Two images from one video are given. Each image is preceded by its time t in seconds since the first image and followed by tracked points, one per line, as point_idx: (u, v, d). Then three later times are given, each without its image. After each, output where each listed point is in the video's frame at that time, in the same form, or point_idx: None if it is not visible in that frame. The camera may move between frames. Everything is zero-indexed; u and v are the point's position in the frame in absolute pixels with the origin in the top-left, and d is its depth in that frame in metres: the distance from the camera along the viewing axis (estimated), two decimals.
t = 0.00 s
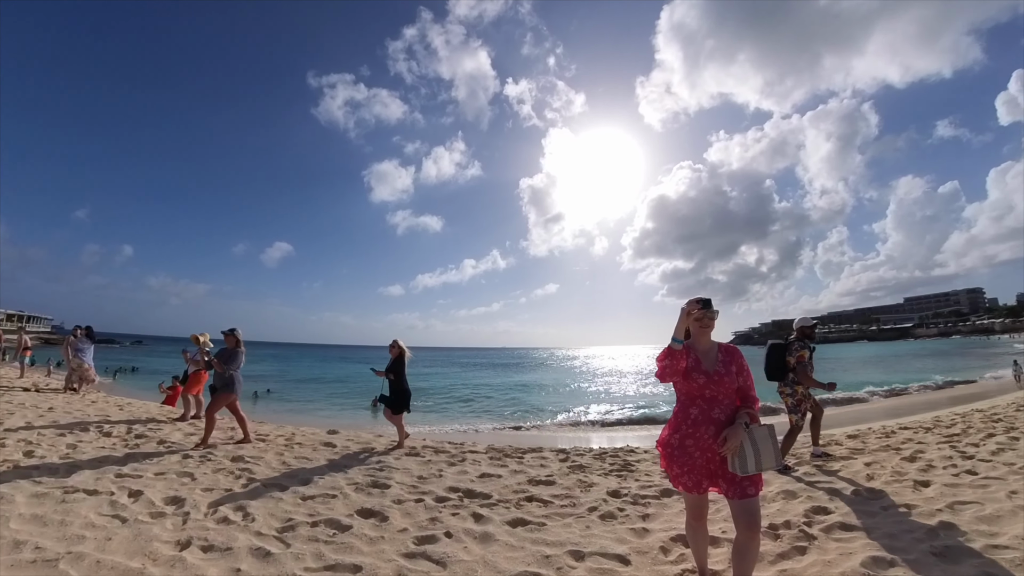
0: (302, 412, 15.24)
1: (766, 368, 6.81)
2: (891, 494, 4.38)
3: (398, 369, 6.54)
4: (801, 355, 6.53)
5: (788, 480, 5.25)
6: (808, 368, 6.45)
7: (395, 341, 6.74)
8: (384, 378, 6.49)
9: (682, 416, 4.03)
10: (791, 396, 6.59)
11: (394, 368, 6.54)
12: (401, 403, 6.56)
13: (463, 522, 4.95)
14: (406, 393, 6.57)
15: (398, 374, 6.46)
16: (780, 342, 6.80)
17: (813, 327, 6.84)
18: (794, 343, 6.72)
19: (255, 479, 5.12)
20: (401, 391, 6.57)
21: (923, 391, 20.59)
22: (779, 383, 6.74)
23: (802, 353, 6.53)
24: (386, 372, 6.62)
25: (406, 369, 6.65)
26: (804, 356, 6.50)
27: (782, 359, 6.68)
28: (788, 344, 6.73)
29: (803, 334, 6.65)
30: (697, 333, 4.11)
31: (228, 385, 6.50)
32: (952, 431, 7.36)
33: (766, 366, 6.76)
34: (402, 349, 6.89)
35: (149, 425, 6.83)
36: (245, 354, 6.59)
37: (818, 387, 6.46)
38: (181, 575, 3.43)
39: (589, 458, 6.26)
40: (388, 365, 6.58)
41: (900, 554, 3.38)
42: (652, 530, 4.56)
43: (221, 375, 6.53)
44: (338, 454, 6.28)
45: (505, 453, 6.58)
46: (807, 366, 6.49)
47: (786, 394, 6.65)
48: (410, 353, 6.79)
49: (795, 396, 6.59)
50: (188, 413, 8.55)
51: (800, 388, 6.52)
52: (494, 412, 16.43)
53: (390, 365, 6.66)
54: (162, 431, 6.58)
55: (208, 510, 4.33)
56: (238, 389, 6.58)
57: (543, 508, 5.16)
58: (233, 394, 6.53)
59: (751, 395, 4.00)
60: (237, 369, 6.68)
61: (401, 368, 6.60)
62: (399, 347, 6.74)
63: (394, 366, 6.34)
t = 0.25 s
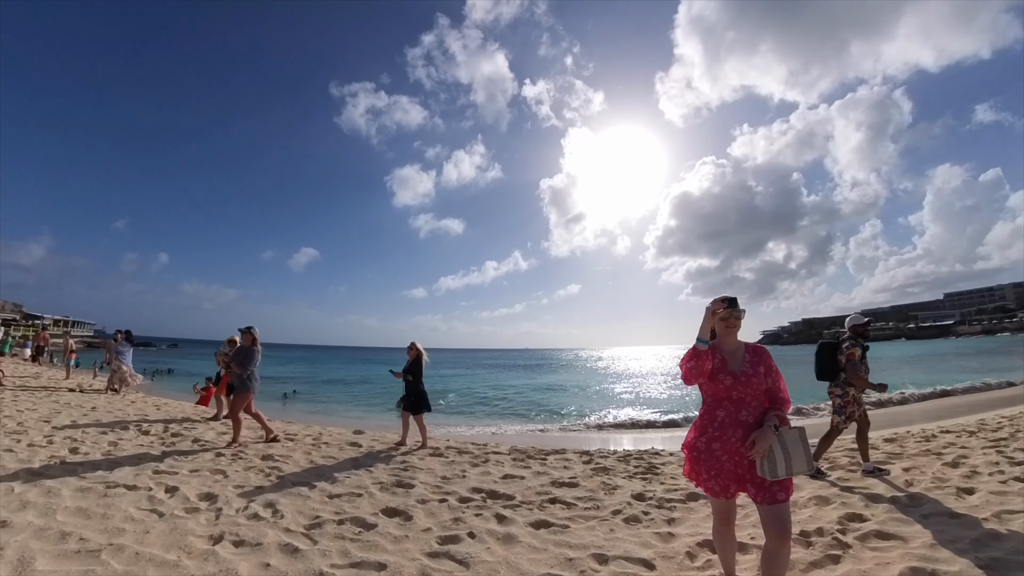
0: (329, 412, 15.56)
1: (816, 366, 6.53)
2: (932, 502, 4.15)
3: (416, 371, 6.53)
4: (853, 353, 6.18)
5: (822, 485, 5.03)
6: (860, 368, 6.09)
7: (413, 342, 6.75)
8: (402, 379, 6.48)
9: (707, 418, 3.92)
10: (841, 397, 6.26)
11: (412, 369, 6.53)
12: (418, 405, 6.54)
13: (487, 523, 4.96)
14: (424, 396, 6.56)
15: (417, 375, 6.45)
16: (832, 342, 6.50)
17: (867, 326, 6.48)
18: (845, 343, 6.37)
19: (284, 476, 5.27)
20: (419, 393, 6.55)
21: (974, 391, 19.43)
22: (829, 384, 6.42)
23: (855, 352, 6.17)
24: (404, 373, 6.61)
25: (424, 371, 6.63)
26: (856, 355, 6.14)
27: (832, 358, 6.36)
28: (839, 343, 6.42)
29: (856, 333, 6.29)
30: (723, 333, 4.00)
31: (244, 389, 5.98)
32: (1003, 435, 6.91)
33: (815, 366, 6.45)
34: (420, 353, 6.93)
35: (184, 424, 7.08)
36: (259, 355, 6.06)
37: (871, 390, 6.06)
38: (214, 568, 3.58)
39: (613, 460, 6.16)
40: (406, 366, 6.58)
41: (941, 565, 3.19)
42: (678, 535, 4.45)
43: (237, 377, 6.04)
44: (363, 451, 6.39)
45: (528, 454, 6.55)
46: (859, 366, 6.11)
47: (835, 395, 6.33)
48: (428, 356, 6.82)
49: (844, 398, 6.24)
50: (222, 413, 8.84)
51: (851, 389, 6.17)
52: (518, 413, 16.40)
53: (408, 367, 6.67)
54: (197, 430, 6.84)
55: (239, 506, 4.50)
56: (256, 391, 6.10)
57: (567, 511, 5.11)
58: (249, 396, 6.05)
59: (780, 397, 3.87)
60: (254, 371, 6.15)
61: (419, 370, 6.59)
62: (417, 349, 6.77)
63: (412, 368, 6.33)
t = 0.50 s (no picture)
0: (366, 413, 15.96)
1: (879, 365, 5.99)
2: (997, 513, 3.81)
3: (440, 372, 6.48)
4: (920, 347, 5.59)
5: (871, 493, 4.72)
6: (930, 363, 5.55)
7: (438, 344, 6.73)
8: (426, 380, 6.46)
9: (744, 421, 3.74)
10: (912, 396, 5.71)
11: (436, 370, 6.50)
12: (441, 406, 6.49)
13: (518, 525, 4.96)
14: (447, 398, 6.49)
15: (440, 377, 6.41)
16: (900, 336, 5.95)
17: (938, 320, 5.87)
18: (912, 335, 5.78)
19: (322, 474, 5.47)
20: (442, 394, 6.52)
21: None
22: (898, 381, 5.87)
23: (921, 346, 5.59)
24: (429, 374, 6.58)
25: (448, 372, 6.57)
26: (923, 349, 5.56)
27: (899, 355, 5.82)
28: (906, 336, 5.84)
29: (924, 325, 5.73)
30: (760, 332, 3.83)
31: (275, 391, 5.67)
32: None
33: (879, 363, 5.98)
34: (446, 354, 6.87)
35: (230, 422, 7.43)
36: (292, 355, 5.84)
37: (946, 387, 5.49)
38: (254, 561, 3.77)
39: (646, 463, 6.01)
40: (431, 367, 6.56)
41: None
42: (714, 542, 4.29)
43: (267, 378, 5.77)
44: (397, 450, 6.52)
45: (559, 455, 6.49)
46: (927, 361, 5.54)
47: (906, 396, 5.77)
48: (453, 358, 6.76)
49: (917, 398, 5.69)
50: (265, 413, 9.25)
51: (923, 387, 5.62)
52: (551, 415, 16.30)
53: (433, 368, 6.63)
54: (242, 428, 7.20)
55: (280, 502, 4.71)
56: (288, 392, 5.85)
57: (598, 514, 5.03)
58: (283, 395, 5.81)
59: (823, 400, 3.65)
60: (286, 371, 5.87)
61: (443, 371, 6.55)
62: (441, 351, 6.75)
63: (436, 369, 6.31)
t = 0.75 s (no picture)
0: (392, 414, 16.22)
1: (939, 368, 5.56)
2: None
3: (459, 373, 6.44)
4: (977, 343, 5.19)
5: (914, 500, 4.47)
6: (991, 361, 5.13)
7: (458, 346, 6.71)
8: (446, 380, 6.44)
9: (774, 425, 3.59)
10: (983, 396, 5.21)
11: (456, 371, 6.47)
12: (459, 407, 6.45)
13: (542, 527, 4.94)
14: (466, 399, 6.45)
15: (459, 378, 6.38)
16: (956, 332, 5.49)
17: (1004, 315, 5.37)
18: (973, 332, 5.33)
19: (350, 474, 5.60)
20: (461, 395, 6.47)
21: None
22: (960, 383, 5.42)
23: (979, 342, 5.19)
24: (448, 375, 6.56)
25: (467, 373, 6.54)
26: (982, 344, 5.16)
27: (957, 352, 5.36)
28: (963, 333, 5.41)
29: (985, 321, 5.31)
30: (789, 332, 3.67)
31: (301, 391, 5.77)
32: None
33: (936, 363, 5.48)
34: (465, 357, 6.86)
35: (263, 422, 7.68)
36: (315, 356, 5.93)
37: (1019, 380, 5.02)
38: (283, 557, 3.91)
39: (673, 467, 5.87)
40: (450, 368, 6.53)
41: None
42: (744, 549, 4.13)
43: (292, 380, 5.77)
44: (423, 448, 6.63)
45: (584, 458, 6.42)
46: (986, 358, 5.12)
47: (975, 397, 5.27)
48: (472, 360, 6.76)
49: (988, 397, 5.19)
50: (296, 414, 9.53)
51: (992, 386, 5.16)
52: (576, 417, 16.16)
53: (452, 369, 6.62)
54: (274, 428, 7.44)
55: (309, 500, 4.86)
56: (312, 394, 5.90)
57: (624, 518, 4.94)
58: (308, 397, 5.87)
59: (857, 402, 3.48)
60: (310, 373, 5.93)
61: (463, 373, 6.51)
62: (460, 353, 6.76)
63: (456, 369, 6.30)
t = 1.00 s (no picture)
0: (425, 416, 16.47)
1: None
2: None
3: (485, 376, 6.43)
4: None
5: (973, 512, 4.14)
6: None
7: (484, 349, 6.73)
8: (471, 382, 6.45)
9: (814, 429, 3.36)
10: None
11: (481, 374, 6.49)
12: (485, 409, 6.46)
13: (574, 532, 4.87)
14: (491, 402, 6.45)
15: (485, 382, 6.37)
16: None
17: None
18: None
19: (383, 474, 5.75)
20: (487, 398, 6.48)
21: None
22: None
23: None
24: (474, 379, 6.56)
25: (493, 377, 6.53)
26: None
27: None
28: None
29: None
30: (829, 331, 3.42)
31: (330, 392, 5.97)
32: None
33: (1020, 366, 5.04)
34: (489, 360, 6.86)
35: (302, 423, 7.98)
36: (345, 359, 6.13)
37: None
38: (319, 553, 4.06)
39: (708, 472, 5.67)
40: (475, 371, 6.55)
41: None
42: (785, 559, 3.92)
43: (321, 382, 5.98)
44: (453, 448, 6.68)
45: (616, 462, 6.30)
46: None
47: None
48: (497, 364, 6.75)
49: None
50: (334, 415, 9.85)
51: None
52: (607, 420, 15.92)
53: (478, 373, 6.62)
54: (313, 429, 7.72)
55: (344, 500, 5.03)
56: (342, 394, 6.12)
57: (657, 524, 4.80)
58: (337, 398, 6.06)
59: (905, 405, 3.23)
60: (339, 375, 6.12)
61: (488, 376, 6.51)
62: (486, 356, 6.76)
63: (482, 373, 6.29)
